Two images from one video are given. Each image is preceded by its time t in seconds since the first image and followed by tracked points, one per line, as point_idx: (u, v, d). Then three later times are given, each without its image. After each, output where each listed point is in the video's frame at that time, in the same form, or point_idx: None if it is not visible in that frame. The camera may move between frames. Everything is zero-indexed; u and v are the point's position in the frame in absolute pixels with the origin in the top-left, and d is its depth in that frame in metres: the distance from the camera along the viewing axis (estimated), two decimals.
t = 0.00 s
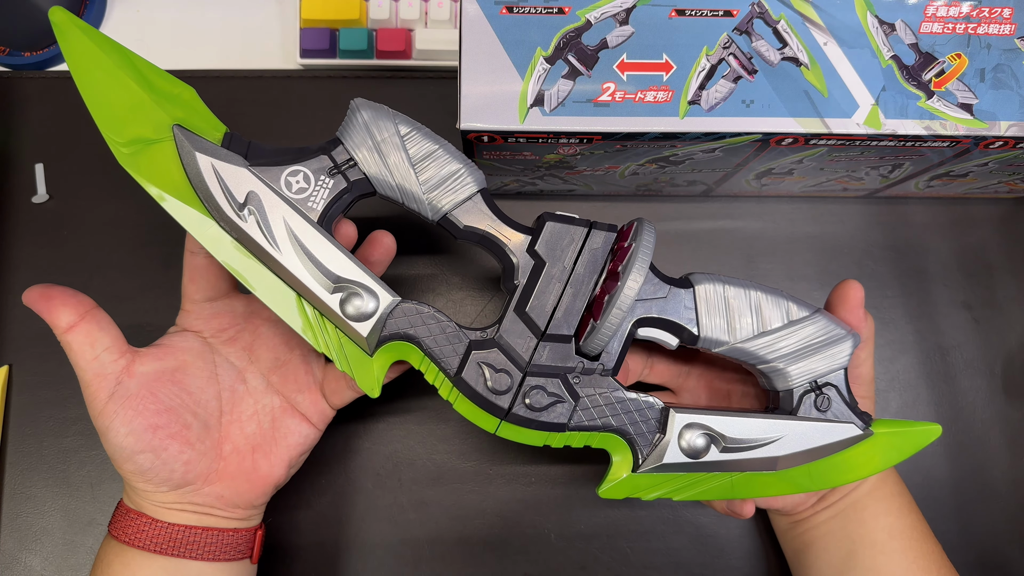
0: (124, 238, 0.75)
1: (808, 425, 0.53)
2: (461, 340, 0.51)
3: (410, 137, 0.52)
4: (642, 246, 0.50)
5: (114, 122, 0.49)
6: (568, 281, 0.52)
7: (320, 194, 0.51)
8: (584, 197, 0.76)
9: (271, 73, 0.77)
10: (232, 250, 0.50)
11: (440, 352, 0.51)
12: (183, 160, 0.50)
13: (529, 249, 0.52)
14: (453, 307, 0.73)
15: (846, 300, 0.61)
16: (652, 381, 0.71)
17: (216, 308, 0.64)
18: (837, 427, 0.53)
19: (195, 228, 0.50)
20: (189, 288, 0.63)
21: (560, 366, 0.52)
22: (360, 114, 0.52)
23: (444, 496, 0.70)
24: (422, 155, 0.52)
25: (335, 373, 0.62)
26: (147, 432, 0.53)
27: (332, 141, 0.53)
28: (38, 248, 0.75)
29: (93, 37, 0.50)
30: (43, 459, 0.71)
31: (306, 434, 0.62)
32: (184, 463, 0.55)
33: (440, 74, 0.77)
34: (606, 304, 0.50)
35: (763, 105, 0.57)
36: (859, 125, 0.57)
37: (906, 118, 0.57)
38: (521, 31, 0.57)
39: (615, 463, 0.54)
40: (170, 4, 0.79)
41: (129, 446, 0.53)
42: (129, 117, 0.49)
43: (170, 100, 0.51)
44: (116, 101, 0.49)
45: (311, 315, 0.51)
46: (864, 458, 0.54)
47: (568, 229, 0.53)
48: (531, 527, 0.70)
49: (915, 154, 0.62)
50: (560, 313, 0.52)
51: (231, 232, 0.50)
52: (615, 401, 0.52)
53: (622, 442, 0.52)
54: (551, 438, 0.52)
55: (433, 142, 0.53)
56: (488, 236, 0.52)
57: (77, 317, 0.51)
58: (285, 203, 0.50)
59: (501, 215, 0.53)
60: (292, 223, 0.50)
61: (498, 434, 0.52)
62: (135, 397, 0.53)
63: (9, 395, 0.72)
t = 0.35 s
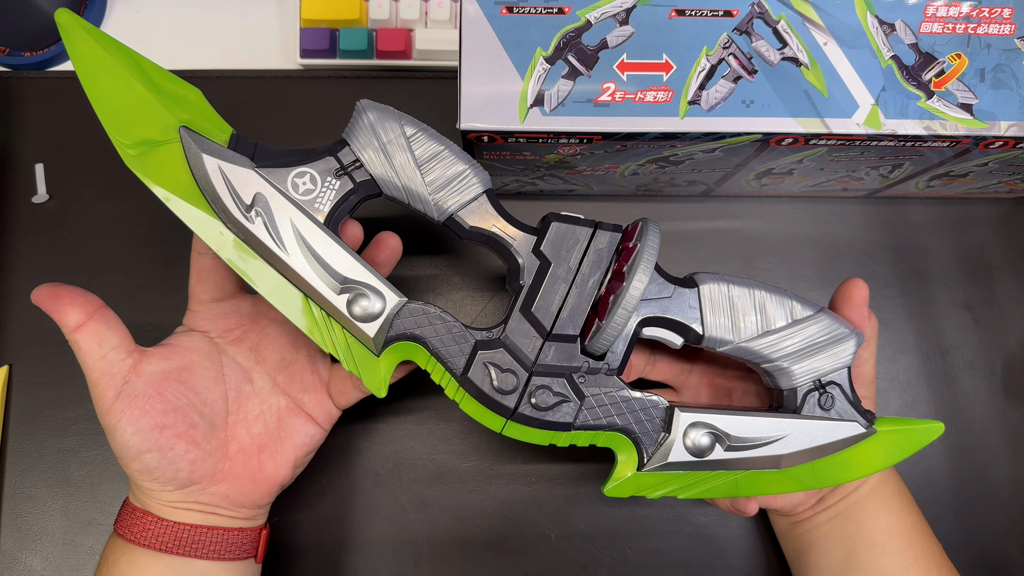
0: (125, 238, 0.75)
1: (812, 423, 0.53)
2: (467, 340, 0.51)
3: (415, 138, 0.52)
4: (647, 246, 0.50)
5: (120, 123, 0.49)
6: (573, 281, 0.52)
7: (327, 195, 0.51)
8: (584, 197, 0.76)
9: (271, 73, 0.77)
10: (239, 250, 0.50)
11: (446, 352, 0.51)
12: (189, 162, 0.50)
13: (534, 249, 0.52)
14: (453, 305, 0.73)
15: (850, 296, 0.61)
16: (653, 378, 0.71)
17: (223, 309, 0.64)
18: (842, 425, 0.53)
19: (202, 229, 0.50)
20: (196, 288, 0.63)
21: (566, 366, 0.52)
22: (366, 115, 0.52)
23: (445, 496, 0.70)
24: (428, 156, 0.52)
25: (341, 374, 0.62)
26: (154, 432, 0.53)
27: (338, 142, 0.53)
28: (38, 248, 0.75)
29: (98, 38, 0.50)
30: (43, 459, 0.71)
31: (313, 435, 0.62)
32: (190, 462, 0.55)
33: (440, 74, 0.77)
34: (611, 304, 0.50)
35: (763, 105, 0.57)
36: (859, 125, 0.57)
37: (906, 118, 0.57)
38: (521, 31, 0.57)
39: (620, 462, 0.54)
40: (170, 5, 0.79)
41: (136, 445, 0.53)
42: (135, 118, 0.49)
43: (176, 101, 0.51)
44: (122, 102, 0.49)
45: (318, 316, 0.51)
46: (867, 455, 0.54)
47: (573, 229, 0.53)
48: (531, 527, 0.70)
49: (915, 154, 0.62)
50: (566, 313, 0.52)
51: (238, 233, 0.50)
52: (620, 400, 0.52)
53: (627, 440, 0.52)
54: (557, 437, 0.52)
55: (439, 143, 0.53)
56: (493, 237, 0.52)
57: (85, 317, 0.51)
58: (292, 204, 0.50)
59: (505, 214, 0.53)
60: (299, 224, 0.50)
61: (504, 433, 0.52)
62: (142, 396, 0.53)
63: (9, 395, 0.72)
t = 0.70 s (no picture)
0: (125, 239, 0.75)
1: (814, 422, 0.53)
2: (470, 340, 0.51)
3: (417, 137, 0.52)
4: (650, 245, 0.50)
5: (120, 123, 0.49)
6: (576, 281, 0.52)
7: (328, 195, 0.51)
8: (584, 196, 0.76)
9: (271, 73, 0.77)
10: (241, 250, 0.50)
11: (448, 352, 0.51)
12: (190, 161, 0.50)
13: (537, 248, 0.52)
14: (453, 305, 0.73)
15: (850, 296, 0.61)
16: (653, 377, 0.71)
17: (223, 308, 0.64)
18: (844, 424, 0.53)
19: (203, 229, 0.50)
20: (196, 288, 0.63)
21: (568, 366, 0.52)
22: (368, 114, 0.52)
23: (445, 496, 0.70)
24: (430, 155, 0.52)
25: (342, 374, 0.62)
26: (154, 432, 0.53)
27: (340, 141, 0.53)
28: (38, 248, 0.75)
29: (98, 37, 0.50)
30: (43, 459, 0.71)
31: (314, 434, 0.62)
32: (190, 462, 0.56)
33: (440, 74, 0.77)
34: (615, 303, 0.50)
35: (763, 105, 0.57)
36: (859, 125, 0.57)
37: (906, 118, 0.57)
38: (521, 31, 0.57)
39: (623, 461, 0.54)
40: (170, 4, 0.79)
41: (136, 445, 0.53)
42: (135, 118, 0.49)
43: (176, 101, 0.51)
44: (123, 102, 0.49)
45: (320, 316, 0.51)
46: (868, 454, 0.54)
47: (575, 228, 0.53)
48: (532, 527, 0.70)
49: (915, 154, 0.62)
50: (569, 312, 0.52)
51: (239, 233, 0.50)
52: (622, 400, 0.52)
53: (630, 440, 0.52)
54: (560, 437, 0.52)
55: (441, 142, 0.53)
56: (495, 236, 0.53)
57: (84, 316, 0.51)
58: (293, 203, 0.50)
59: (508, 213, 0.53)
60: (301, 224, 0.50)
61: (507, 433, 0.52)
62: (142, 396, 0.53)
63: (9, 395, 0.72)
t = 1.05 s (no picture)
0: (125, 239, 0.75)
1: (816, 425, 0.53)
2: (472, 341, 0.51)
3: (420, 137, 0.52)
4: (653, 248, 0.50)
5: (121, 122, 0.49)
6: (579, 282, 0.52)
7: (331, 195, 0.51)
8: (584, 197, 0.76)
9: (271, 73, 0.77)
10: (243, 251, 0.50)
11: (451, 354, 0.51)
12: (191, 161, 0.50)
13: (540, 250, 0.52)
14: (454, 305, 0.73)
15: (853, 299, 0.61)
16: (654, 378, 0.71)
17: (223, 308, 0.63)
18: (847, 426, 0.53)
19: (204, 229, 0.50)
20: (196, 288, 0.63)
21: (571, 367, 0.52)
22: (371, 114, 0.52)
23: (445, 496, 0.70)
24: (433, 155, 0.52)
25: (343, 375, 0.62)
26: (154, 432, 0.53)
27: (342, 141, 0.53)
28: (38, 248, 0.75)
29: (99, 35, 0.50)
30: (43, 459, 0.71)
31: (314, 435, 0.62)
32: (190, 463, 0.56)
33: (440, 74, 0.77)
34: (617, 305, 0.50)
35: (763, 105, 0.57)
36: (859, 125, 0.57)
37: (906, 118, 0.57)
38: (522, 31, 0.57)
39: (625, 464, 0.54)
40: (170, 4, 0.79)
41: (135, 445, 0.53)
42: (136, 116, 0.49)
43: (178, 100, 0.51)
44: (124, 100, 0.49)
45: (322, 316, 0.51)
46: (870, 456, 0.54)
47: (578, 229, 0.53)
48: (532, 527, 0.70)
49: (915, 154, 0.62)
50: (571, 314, 0.52)
51: (241, 233, 0.50)
52: (625, 402, 0.52)
53: (632, 442, 0.52)
54: (562, 439, 0.52)
55: (444, 143, 0.53)
56: (499, 237, 0.52)
57: (83, 316, 0.51)
58: (295, 204, 0.50)
59: (511, 215, 0.53)
60: (303, 224, 0.50)
61: (509, 435, 0.52)
62: (142, 396, 0.53)
63: (9, 395, 0.72)
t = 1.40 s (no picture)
0: (125, 239, 0.75)
1: (817, 428, 0.53)
2: (474, 343, 0.51)
3: (422, 138, 0.52)
4: (655, 251, 0.50)
5: (121, 121, 0.49)
6: (581, 284, 0.52)
7: (332, 196, 0.51)
8: (584, 197, 0.76)
9: (271, 73, 0.77)
10: (244, 252, 0.50)
11: (452, 356, 0.51)
12: (192, 161, 0.50)
13: (542, 252, 0.52)
14: (453, 305, 0.73)
15: (854, 301, 0.61)
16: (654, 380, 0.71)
17: (223, 309, 0.63)
18: (848, 429, 0.53)
19: (205, 230, 0.50)
20: (196, 289, 0.63)
21: (572, 370, 0.52)
22: (372, 114, 0.52)
23: (445, 497, 0.70)
24: (435, 156, 0.52)
25: (344, 377, 0.62)
26: (153, 434, 0.53)
27: (343, 142, 0.53)
28: (38, 248, 0.75)
29: (99, 35, 0.50)
30: (44, 459, 0.71)
31: (314, 437, 0.62)
32: (190, 465, 0.56)
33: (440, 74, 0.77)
34: (619, 308, 0.50)
35: (763, 105, 0.57)
36: (859, 125, 0.57)
37: (906, 118, 0.57)
38: (522, 31, 0.57)
39: (626, 466, 0.54)
40: (170, 4, 0.79)
41: (135, 448, 0.53)
42: (136, 116, 0.49)
43: (179, 100, 0.51)
44: (124, 99, 0.49)
45: (324, 318, 0.51)
46: (871, 458, 0.54)
47: (580, 231, 0.53)
48: (531, 527, 0.70)
49: (915, 154, 0.62)
50: (573, 316, 0.52)
51: (242, 234, 0.50)
52: (625, 404, 0.52)
53: (633, 445, 0.53)
54: (563, 441, 0.52)
55: (446, 144, 0.53)
56: (501, 239, 0.52)
57: (81, 318, 0.51)
58: (296, 205, 0.50)
59: (512, 217, 0.53)
60: (304, 226, 0.50)
61: (509, 437, 0.52)
62: (141, 399, 0.53)
63: (10, 395, 0.72)
